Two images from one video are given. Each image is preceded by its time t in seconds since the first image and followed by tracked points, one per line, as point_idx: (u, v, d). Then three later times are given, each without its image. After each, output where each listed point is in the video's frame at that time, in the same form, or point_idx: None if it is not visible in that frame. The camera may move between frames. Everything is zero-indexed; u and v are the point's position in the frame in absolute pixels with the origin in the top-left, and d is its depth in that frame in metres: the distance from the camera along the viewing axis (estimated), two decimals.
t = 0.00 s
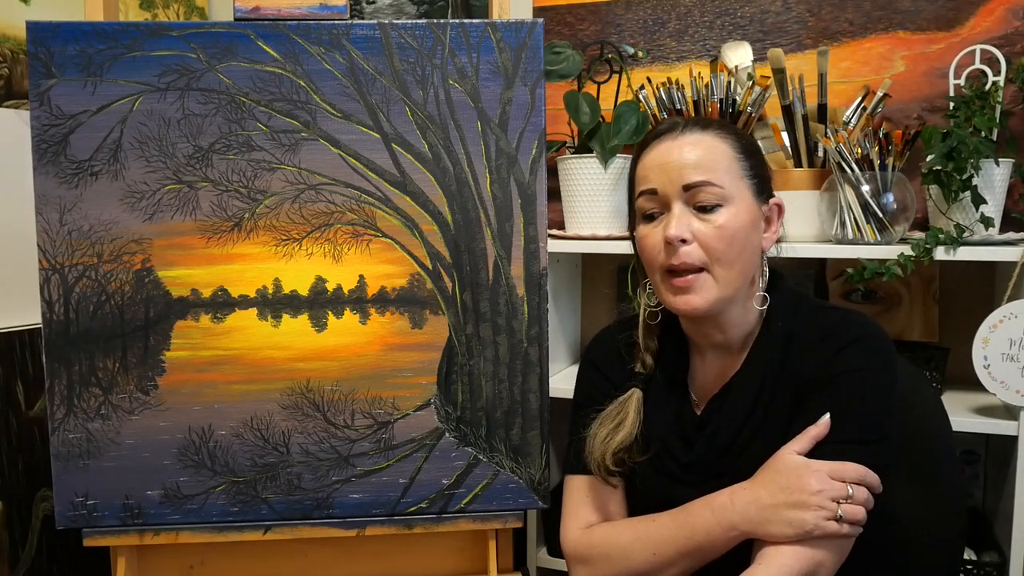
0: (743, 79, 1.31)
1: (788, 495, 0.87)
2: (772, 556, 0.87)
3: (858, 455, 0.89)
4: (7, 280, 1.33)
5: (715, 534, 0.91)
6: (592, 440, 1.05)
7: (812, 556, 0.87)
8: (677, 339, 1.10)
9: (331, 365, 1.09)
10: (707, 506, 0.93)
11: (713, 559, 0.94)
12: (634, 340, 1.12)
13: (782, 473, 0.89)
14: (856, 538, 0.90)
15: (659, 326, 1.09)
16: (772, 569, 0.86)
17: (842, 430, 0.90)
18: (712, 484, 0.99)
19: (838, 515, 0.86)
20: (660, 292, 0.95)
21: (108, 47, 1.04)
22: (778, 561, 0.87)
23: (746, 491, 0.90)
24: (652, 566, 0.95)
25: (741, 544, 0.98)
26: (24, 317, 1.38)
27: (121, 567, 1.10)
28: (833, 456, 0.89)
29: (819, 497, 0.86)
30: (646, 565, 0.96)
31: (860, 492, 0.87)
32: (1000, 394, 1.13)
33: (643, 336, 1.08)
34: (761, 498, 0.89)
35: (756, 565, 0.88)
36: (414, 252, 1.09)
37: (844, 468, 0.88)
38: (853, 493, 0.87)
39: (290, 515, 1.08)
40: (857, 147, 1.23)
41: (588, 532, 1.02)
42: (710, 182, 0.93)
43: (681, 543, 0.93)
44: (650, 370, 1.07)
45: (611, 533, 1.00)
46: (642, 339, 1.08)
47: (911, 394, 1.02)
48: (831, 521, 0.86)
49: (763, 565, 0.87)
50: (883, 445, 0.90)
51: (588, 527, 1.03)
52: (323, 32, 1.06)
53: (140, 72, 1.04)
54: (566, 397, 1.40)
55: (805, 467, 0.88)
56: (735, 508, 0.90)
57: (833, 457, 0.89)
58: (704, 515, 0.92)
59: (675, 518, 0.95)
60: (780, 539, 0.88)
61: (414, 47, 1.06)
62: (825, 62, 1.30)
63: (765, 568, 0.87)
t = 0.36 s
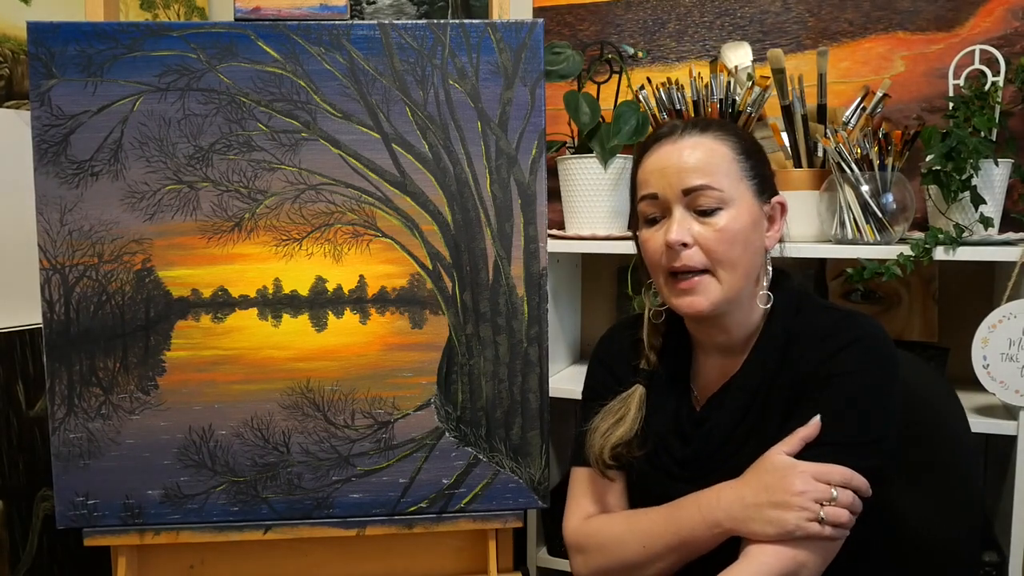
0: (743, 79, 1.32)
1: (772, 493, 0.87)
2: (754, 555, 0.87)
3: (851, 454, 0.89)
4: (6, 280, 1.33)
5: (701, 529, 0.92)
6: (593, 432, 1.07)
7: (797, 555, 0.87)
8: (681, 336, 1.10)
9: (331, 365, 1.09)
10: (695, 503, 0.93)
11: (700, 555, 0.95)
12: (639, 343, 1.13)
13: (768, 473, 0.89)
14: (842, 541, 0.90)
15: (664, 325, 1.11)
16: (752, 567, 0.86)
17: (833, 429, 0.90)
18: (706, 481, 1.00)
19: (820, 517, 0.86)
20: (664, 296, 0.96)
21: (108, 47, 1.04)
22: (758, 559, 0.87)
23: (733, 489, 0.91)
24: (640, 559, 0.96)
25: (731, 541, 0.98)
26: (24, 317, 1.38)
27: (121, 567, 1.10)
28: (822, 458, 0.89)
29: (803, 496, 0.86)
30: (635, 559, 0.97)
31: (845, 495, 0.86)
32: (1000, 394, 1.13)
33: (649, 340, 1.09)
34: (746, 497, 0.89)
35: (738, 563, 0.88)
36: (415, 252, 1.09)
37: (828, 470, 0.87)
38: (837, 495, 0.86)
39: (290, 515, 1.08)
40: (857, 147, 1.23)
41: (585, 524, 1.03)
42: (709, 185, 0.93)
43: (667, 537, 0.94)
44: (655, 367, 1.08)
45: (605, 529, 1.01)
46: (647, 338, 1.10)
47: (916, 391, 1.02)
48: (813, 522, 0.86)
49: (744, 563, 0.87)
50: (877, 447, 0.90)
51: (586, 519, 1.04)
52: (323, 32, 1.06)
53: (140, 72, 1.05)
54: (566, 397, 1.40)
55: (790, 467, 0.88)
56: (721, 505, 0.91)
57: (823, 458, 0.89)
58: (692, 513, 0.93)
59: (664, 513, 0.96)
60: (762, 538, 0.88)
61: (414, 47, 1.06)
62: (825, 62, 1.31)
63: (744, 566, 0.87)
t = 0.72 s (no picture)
0: (743, 79, 1.32)
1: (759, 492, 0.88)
2: (737, 553, 0.88)
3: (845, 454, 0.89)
4: (6, 280, 1.33)
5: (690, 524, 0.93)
6: (598, 427, 1.09)
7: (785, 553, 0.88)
8: (687, 334, 1.11)
9: (331, 365, 1.09)
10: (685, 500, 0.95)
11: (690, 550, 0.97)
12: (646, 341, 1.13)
13: (756, 472, 0.89)
14: (830, 543, 0.89)
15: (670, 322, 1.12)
16: (735, 564, 0.87)
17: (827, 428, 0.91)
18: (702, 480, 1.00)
19: (803, 517, 0.86)
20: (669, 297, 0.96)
21: (108, 47, 1.04)
22: (742, 557, 0.88)
23: (720, 488, 0.92)
24: (634, 550, 0.99)
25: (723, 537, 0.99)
26: (24, 316, 1.38)
27: (121, 567, 1.10)
28: (812, 459, 0.89)
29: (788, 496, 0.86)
30: (629, 549, 0.99)
31: (829, 497, 0.86)
32: (1000, 394, 1.13)
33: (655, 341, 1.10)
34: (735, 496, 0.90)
35: (720, 561, 0.89)
36: (415, 252, 1.09)
37: (812, 473, 0.87)
38: (821, 497, 0.86)
39: (290, 515, 1.08)
40: (857, 147, 1.23)
41: (586, 515, 1.06)
42: (713, 186, 0.93)
43: (658, 530, 0.96)
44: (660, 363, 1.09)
45: (601, 524, 1.03)
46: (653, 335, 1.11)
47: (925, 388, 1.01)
48: (795, 523, 0.86)
49: (727, 560, 0.88)
50: (874, 448, 0.90)
51: (587, 510, 1.07)
52: (323, 32, 1.06)
53: (140, 72, 1.04)
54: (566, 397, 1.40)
55: (777, 468, 0.88)
56: (708, 501, 0.92)
57: (814, 458, 0.89)
58: (682, 509, 0.94)
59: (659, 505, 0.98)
60: (747, 536, 0.89)
61: (414, 47, 1.06)
62: (825, 62, 1.30)
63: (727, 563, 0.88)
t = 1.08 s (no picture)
0: (743, 79, 1.32)
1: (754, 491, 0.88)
2: (730, 551, 0.89)
3: (843, 453, 0.88)
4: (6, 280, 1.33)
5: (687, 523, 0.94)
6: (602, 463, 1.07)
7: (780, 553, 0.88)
8: (687, 343, 1.13)
9: (330, 366, 1.09)
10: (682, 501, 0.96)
11: (686, 548, 0.99)
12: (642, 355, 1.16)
13: (751, 471, 0.90)
14: (826, 542, 0.89)
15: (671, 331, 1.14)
16: (729, 562, 0.88)
17: (823, 426, 0.90)
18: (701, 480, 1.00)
19: (796, 517, 0.86)
20: (682, 294, 0.94)
21: (107, 47, 1.04)
22: (735, 555, 0.88)
23: (716, 489, 0.93)
24: (633, 547, 1.00)
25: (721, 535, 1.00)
26: (24, 317, 1.38)
27: (121, 568, 1.10)
28: (806, 459, 0.89)
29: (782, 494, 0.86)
30: (628, 546, 1.01)
31: (823, 497, 0.86)
32: (1000, 394, 1.13)
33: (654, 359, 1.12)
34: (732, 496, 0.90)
35: (714, 559, 0.89)
36: (415, 252, 1.09)
37: (807, 471, 0.87)
38: (814, 496, 0.86)
39: (290, 515, 1.08)
40: (857, 147, 1.23)
41: (585, 515, 1.07)
42: (710, 180, 0.96)
43: (655, 528, 0.98)
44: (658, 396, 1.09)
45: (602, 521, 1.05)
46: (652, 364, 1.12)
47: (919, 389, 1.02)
48: (789, 522, 0.86)
49: (722, 558, 0.89)
50: (873, 447, 0.89)
51: (586, 509, 1.08)
52: (322, 32, 1.06)
53: (140, 72, 1.04)
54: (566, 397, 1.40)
55: (771, 467, 0.88)
56: (704, 501, 0.93)
57: (810, 457, 0.89)
58: (678, 507, 0.96)
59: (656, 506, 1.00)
60: (741, 534, 0.89)
61: (414, 47, 1.06)
62: (825, 62, 1.30)
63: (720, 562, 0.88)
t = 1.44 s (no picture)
0: (743, 79, 1.32)
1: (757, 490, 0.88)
2: (735, 549, 0.89)
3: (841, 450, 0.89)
4: (6, 280, 1.33)
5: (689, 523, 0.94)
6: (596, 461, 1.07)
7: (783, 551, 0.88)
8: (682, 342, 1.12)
9: (330, 366, 1.09)
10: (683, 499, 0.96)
11: (688, 549, 0.98)
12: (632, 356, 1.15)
13: (753, 468, 0.90)
14: (829, 537, 0.90)
15: (662, 327, 1.13)
16: (734, 561, 0.88)
17: (821, 425, 0.90)
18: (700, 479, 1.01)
19: (802, 512, 0.86)
20: (664, 299, 0.94)
21: (108, 47, 1.04)
22: (741, 553, 0.88)
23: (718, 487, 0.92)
24: (631, 550, 1.00)
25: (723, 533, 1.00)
26: (24, 317, 1.38)
27: (121, 568, 1.10)
28: (808, 455, 0.89)
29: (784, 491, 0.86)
30: (626, 549, 1.00)
31: (827, 491, 0.87)
32: (1000, 394, 1.13)
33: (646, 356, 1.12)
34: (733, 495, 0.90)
35: (720, 558, 0.89)
36: (415, 252, 1.09)
37: (811, 466, 0.88)
38: (819, 491, 0.87)
39: (290, 515, 1.08)
40: (857, 147, 1.22)
41: (580, 518, 1.06)
42: (683, 182, 0.95)
43: (655, 530, 0.97)
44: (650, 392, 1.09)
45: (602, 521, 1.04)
46: (644, 361, 1.12)
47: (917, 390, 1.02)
48: (794, 517, 0.87)
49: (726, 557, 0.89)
50: (868, 445, 0.90)
51: (581, 512, 1.07)
52: (323, 32, 1.06)
53: (140, 72, 1.04)
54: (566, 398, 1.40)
55: (774, 464, 0.88)
56: (707, 500, 0.93)
57: (811, 453, 0.89)
58: (679, 506, 0.96)
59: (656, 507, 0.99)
60: (745, 532, 0.89)
61: (414, 47, 1.06)
62: (825, 62, 1.30)
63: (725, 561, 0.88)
